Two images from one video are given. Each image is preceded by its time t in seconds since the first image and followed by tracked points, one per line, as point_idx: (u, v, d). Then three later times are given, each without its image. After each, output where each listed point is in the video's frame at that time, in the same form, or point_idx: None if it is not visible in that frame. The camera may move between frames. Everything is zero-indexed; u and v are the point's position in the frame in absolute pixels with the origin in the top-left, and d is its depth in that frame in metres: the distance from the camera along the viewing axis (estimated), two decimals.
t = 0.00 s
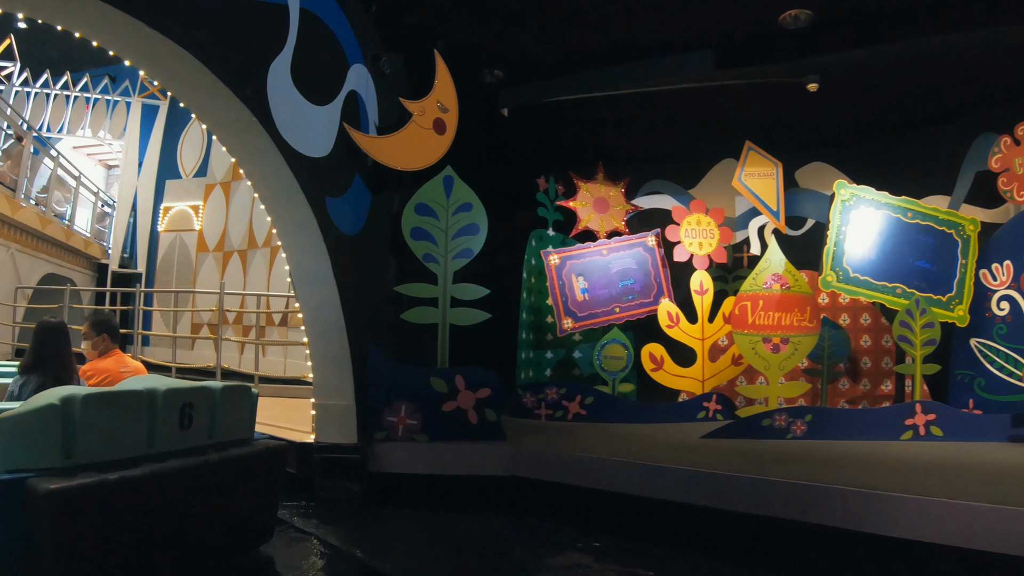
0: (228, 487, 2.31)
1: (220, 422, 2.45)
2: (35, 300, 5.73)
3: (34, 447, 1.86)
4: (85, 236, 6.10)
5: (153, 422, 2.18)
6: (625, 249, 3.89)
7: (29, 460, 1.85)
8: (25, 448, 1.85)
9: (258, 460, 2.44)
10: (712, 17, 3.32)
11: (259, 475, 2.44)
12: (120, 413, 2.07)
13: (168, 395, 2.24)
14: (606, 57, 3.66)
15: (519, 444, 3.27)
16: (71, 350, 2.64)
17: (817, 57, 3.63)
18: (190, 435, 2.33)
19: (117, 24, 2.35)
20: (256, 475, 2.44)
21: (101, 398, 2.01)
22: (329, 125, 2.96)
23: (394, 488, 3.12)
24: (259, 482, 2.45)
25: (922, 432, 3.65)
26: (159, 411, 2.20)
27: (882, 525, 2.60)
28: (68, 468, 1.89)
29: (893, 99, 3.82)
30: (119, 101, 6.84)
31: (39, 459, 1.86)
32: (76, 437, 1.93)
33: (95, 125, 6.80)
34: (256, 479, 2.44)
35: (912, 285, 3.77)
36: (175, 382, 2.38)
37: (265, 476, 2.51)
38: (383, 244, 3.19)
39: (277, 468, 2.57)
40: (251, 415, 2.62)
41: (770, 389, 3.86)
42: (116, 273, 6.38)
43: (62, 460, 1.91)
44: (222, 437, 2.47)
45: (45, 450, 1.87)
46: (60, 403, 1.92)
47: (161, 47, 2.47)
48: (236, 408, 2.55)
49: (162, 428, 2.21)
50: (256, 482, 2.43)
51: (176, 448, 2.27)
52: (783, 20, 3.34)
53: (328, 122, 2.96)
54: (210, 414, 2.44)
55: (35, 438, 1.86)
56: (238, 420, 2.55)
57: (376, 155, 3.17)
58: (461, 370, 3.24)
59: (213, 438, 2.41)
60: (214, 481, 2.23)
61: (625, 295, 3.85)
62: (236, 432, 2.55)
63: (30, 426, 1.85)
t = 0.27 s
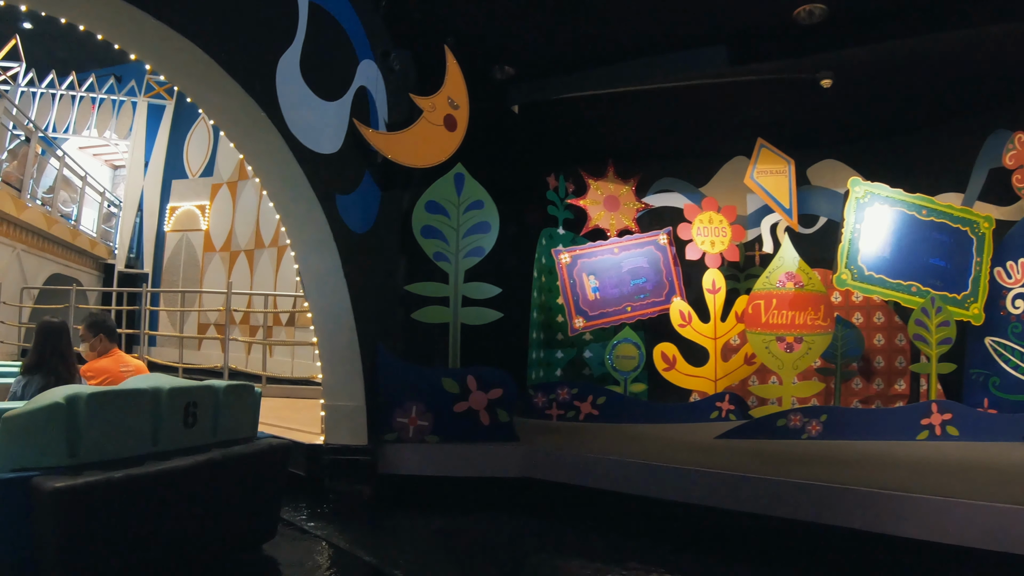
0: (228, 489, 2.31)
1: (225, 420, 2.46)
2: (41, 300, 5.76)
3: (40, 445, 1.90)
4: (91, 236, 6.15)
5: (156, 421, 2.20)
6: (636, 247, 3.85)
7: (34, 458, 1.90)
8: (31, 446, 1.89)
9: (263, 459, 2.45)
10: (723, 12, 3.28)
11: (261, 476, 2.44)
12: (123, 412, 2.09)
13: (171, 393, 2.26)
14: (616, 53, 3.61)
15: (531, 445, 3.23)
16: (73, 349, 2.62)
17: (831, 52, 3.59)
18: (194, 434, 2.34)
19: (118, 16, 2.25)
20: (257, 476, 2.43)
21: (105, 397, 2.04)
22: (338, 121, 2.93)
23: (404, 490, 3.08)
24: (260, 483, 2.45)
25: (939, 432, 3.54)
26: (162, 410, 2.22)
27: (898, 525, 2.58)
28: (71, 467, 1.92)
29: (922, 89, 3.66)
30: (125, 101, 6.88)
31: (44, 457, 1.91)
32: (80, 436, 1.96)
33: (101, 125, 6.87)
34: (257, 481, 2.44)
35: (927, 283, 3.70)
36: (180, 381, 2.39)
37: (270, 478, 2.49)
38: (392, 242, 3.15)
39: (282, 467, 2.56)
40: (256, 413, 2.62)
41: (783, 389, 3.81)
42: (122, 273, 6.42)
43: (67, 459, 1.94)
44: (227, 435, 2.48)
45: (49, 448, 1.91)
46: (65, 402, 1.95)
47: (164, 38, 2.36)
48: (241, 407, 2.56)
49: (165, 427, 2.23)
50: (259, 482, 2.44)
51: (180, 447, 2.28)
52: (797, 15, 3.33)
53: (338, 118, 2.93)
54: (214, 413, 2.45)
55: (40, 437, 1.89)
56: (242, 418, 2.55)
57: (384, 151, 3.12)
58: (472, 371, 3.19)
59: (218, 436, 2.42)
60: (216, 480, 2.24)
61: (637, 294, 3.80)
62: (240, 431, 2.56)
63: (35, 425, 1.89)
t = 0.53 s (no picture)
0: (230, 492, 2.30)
1: (230, 418, 2.46)
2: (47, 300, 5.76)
3: (44, 444, 1.89)
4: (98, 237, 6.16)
5: (161, 420, 2.20)
6: (648, 247, 3.81)
7: (39, 456, 1.89)
8: (35, 444, 1.88)
9: (264, 459, 2.44)
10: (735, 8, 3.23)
11: (262, 474, 2.43)
12: (128, 410, 2.09)
13: (175, 392, 2.26)
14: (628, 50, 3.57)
15: (544, 446, 3.19)
16: (76, 349, 2.60)
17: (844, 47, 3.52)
18: (198, 432, 2.34)
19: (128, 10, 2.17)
20: (261, 474, 2.43)
21: (109, 396, 2.03)
22: (349, 117, 2.89)
23: (415, 492, 3.04)
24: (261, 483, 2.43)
25: (955, 433, 3.52)
26: (167, 409, 2.21)
27: (918, 527, 2.53)
28: (76, 465, 1.92)
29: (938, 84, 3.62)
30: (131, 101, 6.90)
31: (49, 456, 1.90)
32: (85, 434, 1.96)
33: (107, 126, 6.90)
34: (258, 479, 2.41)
35: (943, 282, 3.66)
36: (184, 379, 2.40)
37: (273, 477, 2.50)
38: (403, 241, 3.11)
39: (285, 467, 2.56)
40: (260, 412, 2.62)
41: (797, 389, 3.74)
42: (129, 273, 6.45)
43: (72, 457, 1.94)
44: (231, 434, 2.48)
45: (53, 447, 1.90)
46: (69, 402, 1.94)
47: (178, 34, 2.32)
48: (245, 406, 2.55)
49: (170, 425, 2.22)
50: (261, 481, 2.43)
51: (185, 445, 2.28)
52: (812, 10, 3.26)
53: (348, 115, 2.89)
54: (219, 412, 2.44)
55: (44, 437, 1.88)
56: (247, 417, 2.55)
57: (395, 147, 3.10)
58: (485, 372, 3.15)
59: (223, 435, 2.42)
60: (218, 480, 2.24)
61: (648, 294, 3.76)
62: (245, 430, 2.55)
63: (40, 423, 1.88)
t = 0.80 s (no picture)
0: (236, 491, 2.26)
1: (235, 416, 2.46)
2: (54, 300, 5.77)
3: (52, 442, 1.88)
4: (106, 236, 6.18)
5: (166, 418, 2.19)
6: (661, 245, 3.76)
7: (45, 454, 1.88)
8: (42, 443, 1.87)
9: (270, 456, 2.42)
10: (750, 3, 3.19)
11: (267, 475, 2.40)
12: (134, 408, 2.08)
13: (181, 390, 2.25)
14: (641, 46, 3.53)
15: (558, 447, 3.16)
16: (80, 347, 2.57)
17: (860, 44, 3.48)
18: (203, 430, 2.33)
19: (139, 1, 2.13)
20: (267, 475, 2.40)
21: (115, 394, 2.03)
22: (361, 112, 2.86)
23: (427, 493, 3.01)
24: (266, 484, 2.41)
25: (973, 433, 3.39)
26: (173, 407, 2.20)
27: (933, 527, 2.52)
28: (82, 463, 1.91)
29: (960, 78, 3.54)
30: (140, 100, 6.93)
31: (55, 453, 1.89)
32: (91, 432, 1.95)
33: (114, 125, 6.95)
34: (264, 479, 2.39)
35: (960, 280, 3.56)
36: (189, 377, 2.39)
37: (276, 477, 2.45)
38: (416, 239, 3.08)
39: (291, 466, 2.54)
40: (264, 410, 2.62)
41: (812, 389, 3.67)
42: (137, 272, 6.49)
43: (78, 455, 1.93)
44: (235, 432, 2.48)
45: (60, 445, 1.89)
46: (76, 400, 1.94)
47: (190, 26, 2.26)
48: (250, 404, 2.55)
49: (175, 423, 2.22)
50: (267, 482, 2.40)
51: (190, 443, 2.28)
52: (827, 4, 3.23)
53: (362, 111, 2.87)
54: (223, 410, 2.44)
55: (51, 435, 1.88)
56: (251, 415, 2.55)
57: (411, 145, 3.10)
58: (499, 371, 3.10)
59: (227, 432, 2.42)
60: (225, 478, 2.23)
61: (662, 292, 3.72)
62: (249, 427, 2.55)
63: (48, 422, 1.88)
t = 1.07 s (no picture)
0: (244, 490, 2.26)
1: (241, 415, 2.44)
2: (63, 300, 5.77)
3: (59, 441, 1.86)
4: (114, 235, 6.16)
5: (174, 416, 2.17)
6: (675, 243, 3.72)
7: (53, 453, 1.86)
8: (50, 442, 1.85)
9: (276, 455, 2.42)
10: None
11: (272, 474, 2.39)
12: (142, 406, 2.06)
13: (189, 388, 2.23)
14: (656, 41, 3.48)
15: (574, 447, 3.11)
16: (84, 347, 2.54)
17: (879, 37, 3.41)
18: (210, 429, 2.32)
19: None
20: (274, 473, 2.41)
21: (124, 392, 2.01)
22: (375, 108, 2.84)
23: (442, 495, 2.97)
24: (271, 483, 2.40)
25: (992, 433, 3.34)
26: (180, 405, 2.19)
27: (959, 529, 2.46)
28: (91, 461, 1.89)
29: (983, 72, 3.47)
30: (148, 101, 6.99)
31: (63, 452, 1.87)
32: (99, 430, 1.93)
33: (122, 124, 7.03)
34: (270, 478, 2.38)
35: (979, 278, 3.51)
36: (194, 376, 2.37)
37: (280, 476, 2.46)
38: (430, 237, 3.04)
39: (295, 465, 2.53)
40: (269, 408, 2.61)
41: (828, 388, 3.65)
42: (146, 272, 6.51)
43: (86, 453, 1.91)
44: (241, 430, 2.47)
45: (68, 444, 1.87)
46: (84, 399, 1.92)
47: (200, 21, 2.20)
48: (255, 402, 2.54)
49: (182, 421, 2.20)
50: (271, 481, 2.40)
51: (197, 442, 2.26)
52: None
53: (374, 106, 2.83)
54: (229, 408, 2.42)
55: (59, 434, 1.86)
56: (257, 414, 2.54)
57: (420, 138, 3.05)
58: (514, 371, 3.08)
59: (233, 431, 2.41)
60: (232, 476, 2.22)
61: (676, 291, 3.67)
62: (255, 426, 2.53)
63: (56, 421, 1.86)
